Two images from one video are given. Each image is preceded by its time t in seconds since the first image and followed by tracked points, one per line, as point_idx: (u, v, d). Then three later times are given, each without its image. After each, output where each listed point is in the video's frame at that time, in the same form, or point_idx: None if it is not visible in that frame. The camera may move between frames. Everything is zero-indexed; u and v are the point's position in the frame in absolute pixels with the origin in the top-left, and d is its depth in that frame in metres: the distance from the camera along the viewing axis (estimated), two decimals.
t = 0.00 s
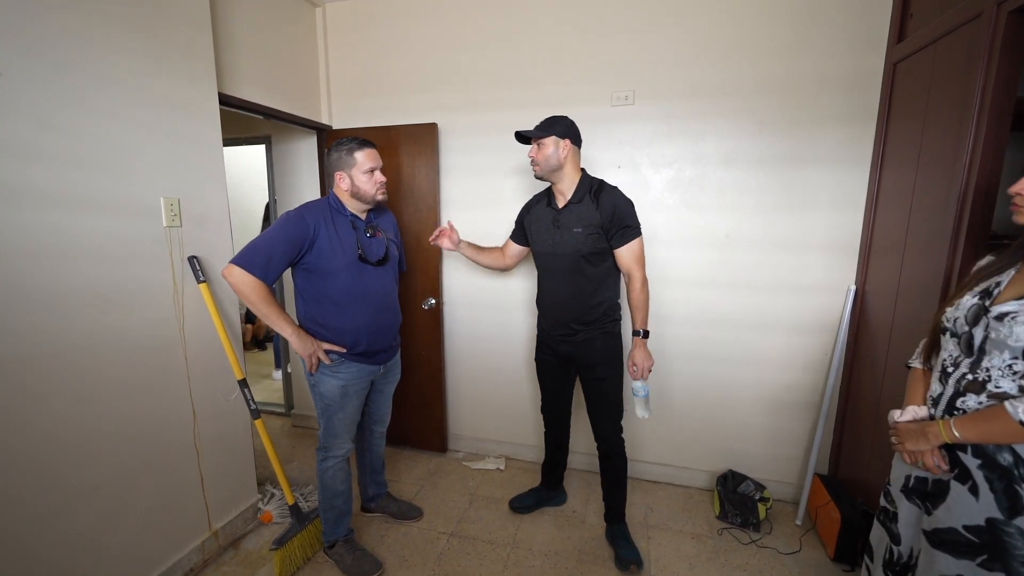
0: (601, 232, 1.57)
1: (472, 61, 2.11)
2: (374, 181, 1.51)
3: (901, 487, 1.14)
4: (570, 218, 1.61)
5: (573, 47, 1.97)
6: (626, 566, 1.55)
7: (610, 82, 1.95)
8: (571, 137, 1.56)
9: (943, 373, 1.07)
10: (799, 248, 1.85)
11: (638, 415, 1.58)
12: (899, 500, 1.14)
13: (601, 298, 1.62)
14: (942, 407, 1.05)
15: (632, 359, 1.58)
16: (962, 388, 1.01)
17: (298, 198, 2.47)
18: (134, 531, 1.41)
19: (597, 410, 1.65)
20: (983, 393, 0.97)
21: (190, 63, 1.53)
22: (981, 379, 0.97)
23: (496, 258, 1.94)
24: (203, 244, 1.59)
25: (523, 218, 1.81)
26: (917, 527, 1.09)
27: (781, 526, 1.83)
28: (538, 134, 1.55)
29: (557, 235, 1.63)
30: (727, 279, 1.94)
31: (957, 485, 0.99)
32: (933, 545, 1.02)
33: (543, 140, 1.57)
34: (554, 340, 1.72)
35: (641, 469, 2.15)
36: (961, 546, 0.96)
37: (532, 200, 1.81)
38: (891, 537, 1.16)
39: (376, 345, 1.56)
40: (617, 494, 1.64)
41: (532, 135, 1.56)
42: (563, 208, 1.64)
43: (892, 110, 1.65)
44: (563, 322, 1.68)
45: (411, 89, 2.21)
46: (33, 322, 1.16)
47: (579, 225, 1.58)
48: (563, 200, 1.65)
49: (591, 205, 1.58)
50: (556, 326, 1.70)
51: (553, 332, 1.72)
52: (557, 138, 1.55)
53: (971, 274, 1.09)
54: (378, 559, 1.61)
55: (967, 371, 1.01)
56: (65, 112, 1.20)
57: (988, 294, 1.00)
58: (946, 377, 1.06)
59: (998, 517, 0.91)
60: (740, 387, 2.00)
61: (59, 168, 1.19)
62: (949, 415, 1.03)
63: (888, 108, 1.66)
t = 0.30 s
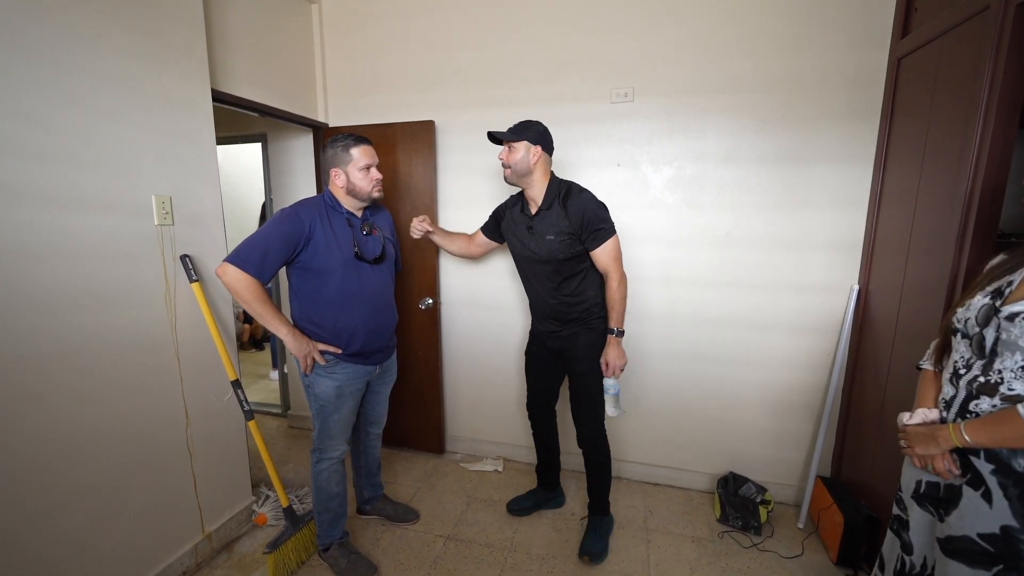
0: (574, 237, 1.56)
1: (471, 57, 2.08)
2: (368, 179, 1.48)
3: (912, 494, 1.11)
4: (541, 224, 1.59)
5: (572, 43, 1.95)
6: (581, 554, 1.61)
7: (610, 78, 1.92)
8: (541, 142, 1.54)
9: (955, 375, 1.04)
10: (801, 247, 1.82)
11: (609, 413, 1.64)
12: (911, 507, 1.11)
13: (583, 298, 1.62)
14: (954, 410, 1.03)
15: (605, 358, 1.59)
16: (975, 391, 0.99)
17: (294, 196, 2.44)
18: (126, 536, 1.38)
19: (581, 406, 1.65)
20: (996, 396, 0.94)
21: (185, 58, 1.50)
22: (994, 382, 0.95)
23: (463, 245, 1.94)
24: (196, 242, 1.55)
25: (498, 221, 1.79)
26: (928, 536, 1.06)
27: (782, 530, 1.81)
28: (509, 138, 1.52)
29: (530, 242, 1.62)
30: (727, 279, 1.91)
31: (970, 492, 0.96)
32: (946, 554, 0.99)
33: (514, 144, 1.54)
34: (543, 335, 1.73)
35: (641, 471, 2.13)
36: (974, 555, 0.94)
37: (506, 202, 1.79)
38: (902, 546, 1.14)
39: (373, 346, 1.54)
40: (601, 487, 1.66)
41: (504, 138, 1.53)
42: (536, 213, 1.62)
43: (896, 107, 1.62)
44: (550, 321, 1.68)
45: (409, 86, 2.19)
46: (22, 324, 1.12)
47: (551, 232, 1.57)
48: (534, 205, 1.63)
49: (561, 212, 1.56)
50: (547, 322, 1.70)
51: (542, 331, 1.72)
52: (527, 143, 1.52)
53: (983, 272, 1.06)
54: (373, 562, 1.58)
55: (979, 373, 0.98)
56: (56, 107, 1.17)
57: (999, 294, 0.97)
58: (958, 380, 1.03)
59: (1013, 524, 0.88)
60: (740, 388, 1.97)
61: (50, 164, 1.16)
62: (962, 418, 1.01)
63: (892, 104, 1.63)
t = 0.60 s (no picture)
0: (564, 248, 1.53)
1: (471, 56, 2.07)
2: (367, 180, 1.47)
3: (914, 495, 1.10)
4: (532, 236, 1.58)
5: (572, 41, 1.93)
6: (581, 557, 1.59)
7: (611, 76, 1.90)
8: (529, 153, 1.51)
9: (958, 375, 1.02)
10: (804, 247, 1.80)
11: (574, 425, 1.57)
12: (913, 508, 1.09)
13: (579, 305, 1.61)
14: (956, 410, 1.01)
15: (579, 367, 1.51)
16: (979, 392, 0.97)
17: (293, 196, 2.44)
18: (123, 537, 1.37)
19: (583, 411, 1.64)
20: (1000, 397, 0.92)
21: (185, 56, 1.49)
22: (999, 383, 0.93)
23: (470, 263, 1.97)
24: (193, 242, 1.54)
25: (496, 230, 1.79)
26: (929, 538, 1.05)
27: (785, 533, 1.79)
28: (497, 151, 1.49)
29: (524, 252, 1.61)
30: (728, 279, 1.89)
31: (973, 494, 0.94)
32: (949, 557, 0.98)
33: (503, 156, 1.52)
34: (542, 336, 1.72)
35: (642, 473, 2.11)
36: (977, 558, 0.92)
37: (502, 212, 1.79)
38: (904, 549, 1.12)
39: (372, 346, 1.53)
40: (601, 489, 1.64)
41: (491, 151, 1.50)
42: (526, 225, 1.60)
43: (901, 105, 1.60)
44: (549, 327, 1.68)
45: (408, 85, 2.17)
46: (19, 324, 1.11)
47: (542, 244, 1.55)
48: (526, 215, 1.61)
49: (549, 225, 1.54)
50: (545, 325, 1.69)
51: (542, 337, 1.72)
52: (515, 155, 1.50)
53: (989, 272, 1.03)
54: (371, 565, 1.57)
55: (983, 373, 0.96)
56: (55, 105, 1.16)
57: (1006, 294, 0.94)
58: (960, 380, 1.01)
59: (1016, 528, 0.86)
60: (742, 389, 1.95)
61: (49, 164, 1.15)
62: (965, 419, 0.99)
63: (896, 102, 1.61)
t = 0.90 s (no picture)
0: (580, 234, 1.52)
1: (472, 55, 2.06)
2: (368, 181, 1.46)
3: (916, 500, 1.08)
4: (549, 219, 1.57)
5: (573, 40, 1.92)
6: (585, 559, 1.58)
7: (612, 75, 1.89)
8: (551, 135, 1.50)
9: (961, 379, 1.00)
10: (808, 247, 1.78)
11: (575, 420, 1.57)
12: (915, 514, 1.07)
13: (584, 301, 1.59)
14: (959, 415, 0.99)
15: (584, 364, 1.51)
16: (982, 396, 0.94)
17: (295, 196, 2.44)
18: (122, 538, 1.37)
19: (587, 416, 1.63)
20: (1007, 401, 0.90)
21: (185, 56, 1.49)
22: (1004, 387, 0.90)
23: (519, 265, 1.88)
24: (193, 242, 1.54)
25: (515, 214, 1.79)
26: (930, 543, 1.02)
27: (789, 537, 1.77)
28: (519, 136, 1.48)
29: (539, 236, 1.61)
30: (732, 280, 1.87)
31: (975, 500, 0.92)
32: (948, 563, 0.95)
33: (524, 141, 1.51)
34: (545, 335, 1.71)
35: (644, 475, 2.09)
36: (978, 564, 0.90)
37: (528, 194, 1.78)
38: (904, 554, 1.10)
39: (372, 347, 1.53)
40: (602, 492, 1.63)
41: (512, 138, 1.49)
42: (547, 206, 1.59)
43: (907, 103, 1.58)
44: (552, 323, 1.66)
45: (409, 84, 2.17)
46: (18, 325, 1.11)
47: (558, 228, 1.54)
48: (548, 199, 1.60)
49: (569, 207, 1.53)
50: (548, 325, 1.68)
51: (543, 332, 1.71)
52: (538, 138, 1.49)
53: (987, 273, 1.01)
54: (371, 566, 1.56)
55: (989, 378, 0.94)
56: (55, 105, 1.15)
57: (1009, 295, 0.92)
58: (964, 384, 0.99)
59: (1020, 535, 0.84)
60: (745, 391, 1.93)
61: (49, 164, 1.15)
62: (968, 425, 0.96)
63: (903, 100, 1.58)
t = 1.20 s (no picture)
0: (617, 228, 1.45)
1: (488, 50, 2.02)
2: (377, 176, 1.44)
3: (953, 540, 0.95)
4: (587, 210, 1.52)
5: (593, 31, 1.84)
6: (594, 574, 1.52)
7: (633, 67, 1.80)
8: (605, 121, 1.44)
9: (1001, 404, 0.87)
10: (848, 248, 1.63)
11: (607, 440, 1.48)
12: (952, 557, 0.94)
13: (614, 303, 1.50)
14: (1002, 446, 0.86)
15: (612, 381, 1.43)
16: None
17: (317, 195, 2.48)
18: (133, 527, 1.41)
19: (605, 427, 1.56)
20: None
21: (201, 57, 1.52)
22: None
23: (548, 271, 1.79)
24: (208, 241, 1.57)
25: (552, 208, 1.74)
26: None
27: (821, 563, 1.63)
28: (571, 119, 1.43)
29: (574, 227, 1.55)
30: (764, 282, 1.74)
31: None
32: None
33: (576, 125, 1.46)
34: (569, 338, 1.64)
35: (664, 488, 1.99)
36: None
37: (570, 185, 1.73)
38: None
39: (381, 348, 1.50)
40: (614, 504, 1.55)
41: (564, 121, 1.45)
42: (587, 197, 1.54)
43: (966, 87, 1.41)
44: (577, 323, 1.59)
45: (426, 82, 2.15)
46: (29, 319, 1.16)
47: (594, 219, 1.48)
48: (591, 189, 1.54)
49: (609, 198, 1.47)
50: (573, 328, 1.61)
51: (568, 334, 1.64)
52: (591, 123, 1.44)
53: None
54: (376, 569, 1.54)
55: None
56: (66, 108, 1.20)
57: None
58: (1006, 410, 0.86)
59: None
60: (776, 403, 1.80)
61: (60, 164, 1.19)
62: (1015, 457, 0.84)
63: (961, 85, 1.42)
